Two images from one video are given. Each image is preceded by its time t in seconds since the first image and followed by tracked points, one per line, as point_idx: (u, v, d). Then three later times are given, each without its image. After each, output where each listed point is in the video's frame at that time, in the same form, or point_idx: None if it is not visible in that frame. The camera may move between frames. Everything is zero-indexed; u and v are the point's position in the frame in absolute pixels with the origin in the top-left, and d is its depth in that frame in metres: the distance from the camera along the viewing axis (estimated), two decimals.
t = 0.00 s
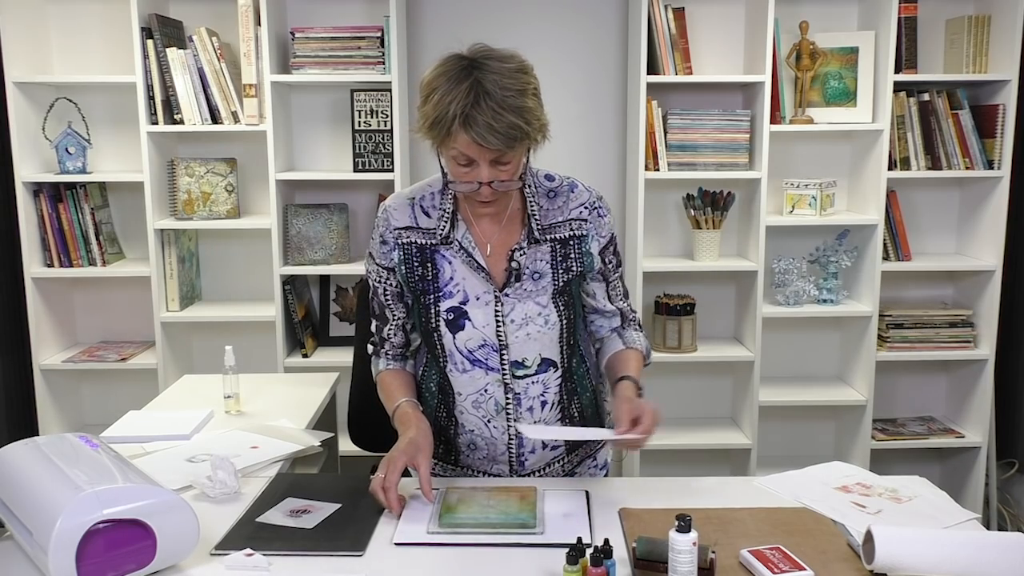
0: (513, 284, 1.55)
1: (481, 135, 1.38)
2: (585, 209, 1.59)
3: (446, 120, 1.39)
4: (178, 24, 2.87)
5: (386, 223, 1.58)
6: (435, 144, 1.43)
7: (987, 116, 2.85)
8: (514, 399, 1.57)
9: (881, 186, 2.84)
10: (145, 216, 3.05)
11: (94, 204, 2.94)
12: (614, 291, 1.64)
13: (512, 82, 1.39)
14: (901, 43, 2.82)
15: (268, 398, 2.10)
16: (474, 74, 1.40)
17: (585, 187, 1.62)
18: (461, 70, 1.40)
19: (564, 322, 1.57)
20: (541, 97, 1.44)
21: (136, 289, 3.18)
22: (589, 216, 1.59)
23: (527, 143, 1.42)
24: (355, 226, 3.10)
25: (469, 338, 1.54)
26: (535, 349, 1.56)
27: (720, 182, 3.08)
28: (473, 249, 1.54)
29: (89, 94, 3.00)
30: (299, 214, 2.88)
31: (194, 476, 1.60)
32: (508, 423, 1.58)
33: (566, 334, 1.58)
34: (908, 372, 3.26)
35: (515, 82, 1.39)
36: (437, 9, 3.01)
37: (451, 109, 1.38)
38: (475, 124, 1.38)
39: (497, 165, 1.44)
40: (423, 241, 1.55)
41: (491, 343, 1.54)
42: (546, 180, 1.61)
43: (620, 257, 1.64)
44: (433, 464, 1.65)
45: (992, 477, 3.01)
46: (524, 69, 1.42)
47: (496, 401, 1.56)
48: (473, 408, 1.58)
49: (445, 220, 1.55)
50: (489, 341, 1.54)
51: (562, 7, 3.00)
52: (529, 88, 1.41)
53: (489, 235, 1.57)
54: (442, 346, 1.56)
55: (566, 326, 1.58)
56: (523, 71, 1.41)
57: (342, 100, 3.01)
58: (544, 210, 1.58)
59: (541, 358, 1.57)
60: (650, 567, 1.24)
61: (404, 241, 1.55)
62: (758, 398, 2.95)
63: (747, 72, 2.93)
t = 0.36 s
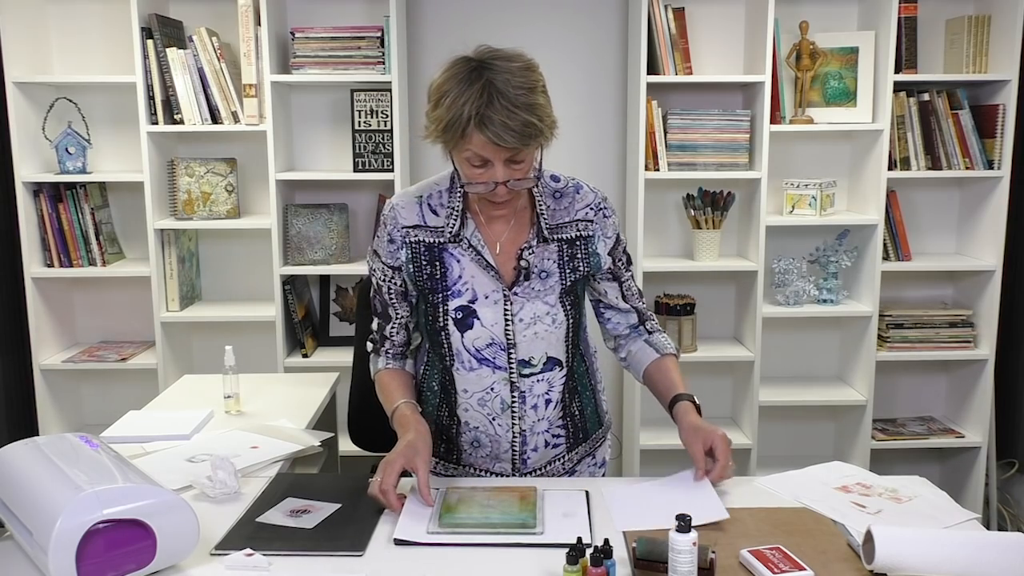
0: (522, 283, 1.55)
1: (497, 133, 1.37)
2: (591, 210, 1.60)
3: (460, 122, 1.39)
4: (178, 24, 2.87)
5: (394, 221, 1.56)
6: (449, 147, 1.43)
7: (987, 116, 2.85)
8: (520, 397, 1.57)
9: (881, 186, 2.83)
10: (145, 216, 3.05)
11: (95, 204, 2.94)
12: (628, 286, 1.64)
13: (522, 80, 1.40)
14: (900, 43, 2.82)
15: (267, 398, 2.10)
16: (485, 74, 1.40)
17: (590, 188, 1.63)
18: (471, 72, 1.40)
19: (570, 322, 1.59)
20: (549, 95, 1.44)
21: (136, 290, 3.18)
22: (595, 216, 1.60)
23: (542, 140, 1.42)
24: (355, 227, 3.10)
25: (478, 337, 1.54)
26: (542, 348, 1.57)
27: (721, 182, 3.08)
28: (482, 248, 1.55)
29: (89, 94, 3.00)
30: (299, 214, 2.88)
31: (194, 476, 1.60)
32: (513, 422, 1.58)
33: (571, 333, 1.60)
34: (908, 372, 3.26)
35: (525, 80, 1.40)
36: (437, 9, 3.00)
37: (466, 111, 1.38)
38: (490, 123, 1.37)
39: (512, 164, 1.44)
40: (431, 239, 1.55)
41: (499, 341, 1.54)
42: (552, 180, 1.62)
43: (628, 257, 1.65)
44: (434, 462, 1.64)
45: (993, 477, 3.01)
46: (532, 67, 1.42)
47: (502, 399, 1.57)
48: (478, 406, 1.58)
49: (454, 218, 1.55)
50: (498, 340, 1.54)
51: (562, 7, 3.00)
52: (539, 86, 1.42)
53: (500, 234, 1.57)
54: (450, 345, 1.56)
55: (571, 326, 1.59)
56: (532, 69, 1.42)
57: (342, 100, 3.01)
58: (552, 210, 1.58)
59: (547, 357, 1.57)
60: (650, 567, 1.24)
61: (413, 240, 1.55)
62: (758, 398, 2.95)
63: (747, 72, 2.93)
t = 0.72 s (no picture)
0: (519, 283, 1.54)
1: (499, 134, 1.37)
2: (588, 210, 1.58)
3: (463, 122, 1.38)
4: (178, 24, 2.87)
5: (390, 222, 1.56)
6: (450, 147, 1.43)
7: (987, 116, 2.85)
8: (518, 398, 1.57)
9: (881, 186, 2.83)
10: (145, 215, 3.05)
11: (95, 204, 2.94)
12: (608, 299, 1.60)
13: (525, 82, 1.40)
14: (900, 43, 2.82)
15: (267, 398, 2.10)
16: (488, 76, 1.40)
17: (587, 188, 1.61)
18: (474, 73, 1.40)
19: (569, 323, 1.58)
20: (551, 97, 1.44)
21: (136, 290, 3.18)
22: (592, 216, 1.58)
23: (543, 143, 1.42)
24: (355, 227, 3.10)
25: (475, 338, 1.54)
26: (540, 349, 1.56)
27: (721, 182, 3.08)
28: (480, 249, 1.53)
29: (90, 94, 3.00)
30: (299, 214, 2.88)
31: (194, 476, 1.60)
32: (511, 423, 1.58)
33: (569, 333, 1.59)
34: (908, 372, 3.26)
35: (528, 82, 1.40)
36: (437, 10, 3.00)
37: (469, 111, 1.38)
38: (492, 124, 1.37)
39: (512, 166, 1.44)
40: (428, 240, 1.54)
41: (497, 343, 1.54)
42: (548, 181, 1.60)
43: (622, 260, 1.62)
44: (434, 462, 1.65)
45: (992, 477, 3.01)
46: (535, 70, 1.42)
47: (500, 400, 1.57)
48: (477, 407, 1.58)
49: (451, 219, 1.54)
50: (496, 341, 1.54)
51: (562, 7, 3.00)
52: (543, 88, 1.42)
53: (497, 237, 1.57)
54: (447, 346, 1.55)
55: (570, 327, 1.58)
56: (535, 71, 1.42)
57: (342, 100, 3.01)
58: (548, 210, 1.57)
59: (545, 357, 1.57)
60: (650, 567, 1.24)
61: (410, 241, 1.55)
62: (758, 398, 2.95)
63: (747, 72, 2.93)
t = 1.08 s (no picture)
0: (502, 281, 1.54)
1: (489, 142, 1.37)
2: (563, 195, 1.57)
3: (453, 128, 1.37)
4: (178, 24, 2.87)
5: (373, 225, 1.55)
6: (438, 151, 1.41)
7: (987, 116, 2.85)
8: (507, 396, 1.57)
9: (881, 186, 2.83)
10: (145, 216, 3.05)
11: (94, 204, 2.95)
12: (583, 292, 1.57)
13: (516, 87, 1.38)
14: (900, 43, 2.82)
15: (267, 398, 2.10)
16: (479, 81, 1.38)
17: (564, 172, 1.60)
18: (465, 77, 1.38)
19: (552, 315, 1.57)
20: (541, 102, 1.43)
21: (136, 290, 3.18)
22: (568, 202, 1.57)
23: (530, 150, 1.42)
24: (355, 227, 3.10)
25: (460, 338, 1.53)
26: (526, 345, 1.56)
27: (720, 181, 3.08)
28: (462, 250, 1.53)
29: (90, 94, 3.00)
30: (299, 214, 2.88)
31: (194, 476, 1.60)
32: (501, 421, 1.58)
33: (553, 325, 1.58)
34: (908, 372, 3.26)
35: (518, 89, 1.38)
36: (437, 10, 3.00)
37: (459, 117, 1.36)
38: (483, 132, 1.36)
39: (500, 172, 1.44)
40: (411, 242, 1.53)
41: (482, 342, 1.54)
42: (525, 170, 1.59)
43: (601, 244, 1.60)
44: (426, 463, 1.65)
45: (992, 477, 3.01)
46: (524, 74, 1.41)
47: (488, 399, 1.57)
48: (466, 406, 1.58)
49: (433, 220, 1.54)
50: (481, 341, 1.53)
51: (562, 7, 3.00)
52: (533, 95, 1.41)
53: (480, 240, 1.56)
54: (433, 348, 1.55)
55: (554, 319, 1.57)
56: (525, 76, 1.40)
57: (342, 100, 3.01)
58: (525, 201, 1.56)
59: (531, 353, 1.57)
60: (650, 567, 1.24)
61: (393, 243, 1.53)
62: (758, 398, 2.95)
63: (747, 72, 2.93)
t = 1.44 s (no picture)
0: (492, 282, 1.54)
1: (470, 149, 1.36)
2: (548, 191, 1.57)
3: (434, 135, 1.36)
4: (178, 24, 2.87)
5: (360, 228, 1.54)
6: (420, 157, 1.41)
7: (987, 117, 2.85)
8: (501, 397, 1.57)
9: (881, 186, 2.83)
10: (145, 215, 3.05)
11: (95, 204, 2.95)
12: (573, 290, 1.57)
13: (498, 94, 1.38)
14: (900, 43, 2.82)
15: (267, 399, 2.10)
16: (459, 87, 1.37)
17: (548, 168, 1.61)
18: (445, 83, 1.37)
19: (543, 313, 1.57)
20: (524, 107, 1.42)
21: (136, 290, 3.18)
22: (553, 198, 1.57)
23: (511, 156, 1.41)
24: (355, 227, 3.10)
25: (452, 341, 1.53)
26: (518, 345, 1.56)
27: (720, 181, 3.08)
28: (451, 253, 1.53)
29: (90, 94, 3.00)
30: (299, 214, 2.88)
31: (194, 476, 1.60)
32: (496, 422, 1.58)
33: (544, 324, 1.58)
34: (908, 372, 3.26)
35: (499, 95, 1.38)
36: (437, 10, 3.01)
37: (440, 125, 1.35)
38: (463, 139, 1.36)
39: (482, 178, 1.44)
40: (400, 245, 1.53)
41: (475, 343, 1.53)
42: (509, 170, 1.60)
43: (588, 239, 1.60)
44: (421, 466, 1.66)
45: (992, 477, 3.01)
46: (506, 80, 1.40)
47: (483, 401, 1.57)
48: (460, 409, 1.58)
49: (422, 223, 1.53)
50: (473, 343, 1.53)
51: (562, 7, 3.00)
52: (513, 101, 1.40)
53: (468, 244, 1.56)
54: (425, 351, 1.55)
55: (544, 317, 1.57)
56: (507, 82, 1.40)
57: (342, 100, 3.01)
58: (510, 199, 1.57)
59: (523, 353, 1.57)
60: (650, 567, 1.24)
61: (381, 247, 1.53)
62: (758, 398, 2.95)
63: (747, 72, 2.93)
